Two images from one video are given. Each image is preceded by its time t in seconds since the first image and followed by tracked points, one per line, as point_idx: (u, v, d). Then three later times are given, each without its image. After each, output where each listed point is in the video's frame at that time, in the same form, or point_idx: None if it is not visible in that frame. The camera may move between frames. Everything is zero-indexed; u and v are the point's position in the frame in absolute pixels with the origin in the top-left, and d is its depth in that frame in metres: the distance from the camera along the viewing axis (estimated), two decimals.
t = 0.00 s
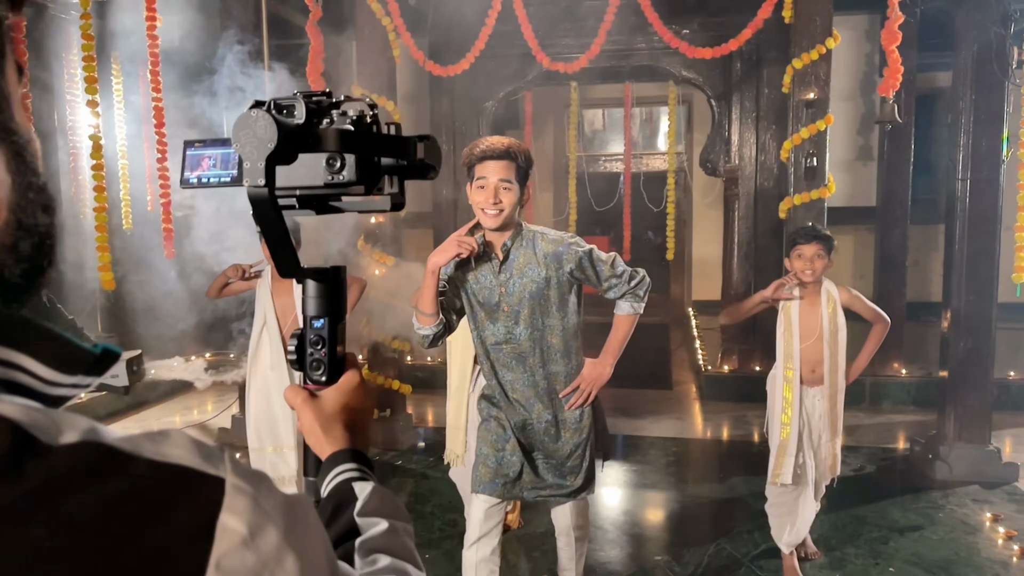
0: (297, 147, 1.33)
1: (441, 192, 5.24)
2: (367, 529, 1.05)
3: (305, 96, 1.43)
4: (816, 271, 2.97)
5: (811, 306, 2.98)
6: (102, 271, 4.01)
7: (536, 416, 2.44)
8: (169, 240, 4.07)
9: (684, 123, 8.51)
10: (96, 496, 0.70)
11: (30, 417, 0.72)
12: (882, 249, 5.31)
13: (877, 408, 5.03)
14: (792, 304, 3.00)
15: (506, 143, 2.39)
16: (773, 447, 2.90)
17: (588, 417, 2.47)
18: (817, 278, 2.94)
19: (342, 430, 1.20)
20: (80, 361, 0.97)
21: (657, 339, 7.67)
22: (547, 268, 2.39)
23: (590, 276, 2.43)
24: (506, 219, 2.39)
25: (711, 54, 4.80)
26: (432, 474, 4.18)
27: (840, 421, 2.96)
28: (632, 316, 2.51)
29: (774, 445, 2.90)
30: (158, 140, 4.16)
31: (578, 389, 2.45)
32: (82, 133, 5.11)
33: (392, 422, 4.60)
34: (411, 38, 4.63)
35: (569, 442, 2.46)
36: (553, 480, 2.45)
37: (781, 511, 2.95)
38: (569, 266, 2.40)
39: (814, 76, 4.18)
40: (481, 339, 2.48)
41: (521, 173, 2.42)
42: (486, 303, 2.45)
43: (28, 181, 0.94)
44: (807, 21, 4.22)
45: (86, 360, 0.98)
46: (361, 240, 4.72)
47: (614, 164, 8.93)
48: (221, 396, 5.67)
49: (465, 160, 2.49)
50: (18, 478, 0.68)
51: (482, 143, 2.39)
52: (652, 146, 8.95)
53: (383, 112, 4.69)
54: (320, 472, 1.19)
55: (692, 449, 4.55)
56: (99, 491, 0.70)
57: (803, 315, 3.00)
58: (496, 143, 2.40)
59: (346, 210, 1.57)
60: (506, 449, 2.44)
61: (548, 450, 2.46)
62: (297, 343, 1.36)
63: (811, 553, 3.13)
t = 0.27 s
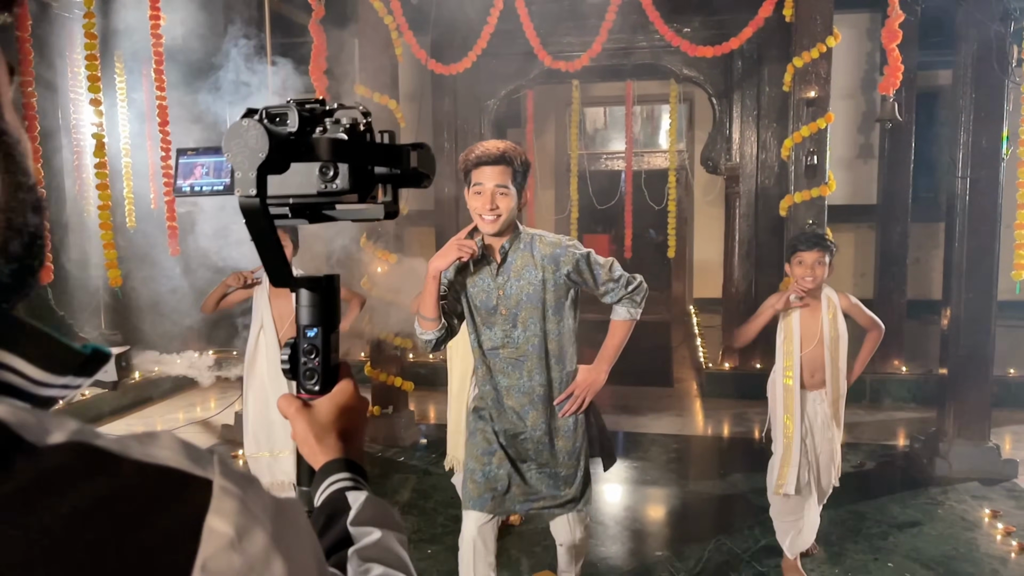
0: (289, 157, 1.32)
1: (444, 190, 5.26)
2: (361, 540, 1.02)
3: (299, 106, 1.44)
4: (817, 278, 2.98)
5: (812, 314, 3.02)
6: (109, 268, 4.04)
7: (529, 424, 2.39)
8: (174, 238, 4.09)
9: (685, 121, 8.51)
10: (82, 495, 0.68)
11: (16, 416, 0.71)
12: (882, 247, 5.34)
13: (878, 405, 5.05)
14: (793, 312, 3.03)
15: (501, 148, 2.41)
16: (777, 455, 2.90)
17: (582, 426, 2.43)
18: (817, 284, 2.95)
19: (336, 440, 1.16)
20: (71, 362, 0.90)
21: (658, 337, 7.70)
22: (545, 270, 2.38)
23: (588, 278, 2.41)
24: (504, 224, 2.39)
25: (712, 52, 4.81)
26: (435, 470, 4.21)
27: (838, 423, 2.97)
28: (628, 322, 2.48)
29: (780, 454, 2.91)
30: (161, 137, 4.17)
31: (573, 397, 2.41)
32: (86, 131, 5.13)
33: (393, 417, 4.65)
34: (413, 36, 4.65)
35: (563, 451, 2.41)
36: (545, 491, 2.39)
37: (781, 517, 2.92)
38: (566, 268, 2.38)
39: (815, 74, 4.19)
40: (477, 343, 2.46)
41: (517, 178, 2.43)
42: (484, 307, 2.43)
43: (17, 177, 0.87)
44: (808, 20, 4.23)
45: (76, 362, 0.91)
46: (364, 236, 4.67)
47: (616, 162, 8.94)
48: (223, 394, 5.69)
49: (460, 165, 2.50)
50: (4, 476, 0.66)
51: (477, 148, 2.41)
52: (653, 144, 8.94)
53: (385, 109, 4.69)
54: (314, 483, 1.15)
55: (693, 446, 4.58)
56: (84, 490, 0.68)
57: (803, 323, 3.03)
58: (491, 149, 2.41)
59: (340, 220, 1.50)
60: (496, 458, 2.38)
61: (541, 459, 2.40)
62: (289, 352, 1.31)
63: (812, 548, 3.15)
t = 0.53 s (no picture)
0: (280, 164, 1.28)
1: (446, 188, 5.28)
2: (354, 548, 1.03)
3: (291, 111, 1.46)
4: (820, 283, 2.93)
5: (813, 318, 3.04)
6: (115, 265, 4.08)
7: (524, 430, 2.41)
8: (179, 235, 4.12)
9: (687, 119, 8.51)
10: (80, 498, 0.71)
11: (9, 423, 0.74)
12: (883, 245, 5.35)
13: (878, 402, 5.07)
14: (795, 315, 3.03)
15: (500, 155, 2.39)
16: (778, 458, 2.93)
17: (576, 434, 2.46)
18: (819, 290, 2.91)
19: (329, 446, 1.16)
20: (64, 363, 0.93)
21: (660, 334, 7.72)
22: (543, 274, 2.40)
23: (586, 285, 2.43)
24: (502, 231, 2.39)
25: (713, 50, 4.83)
26: (438, 466, 4.24)
27: (840, 419, 3.02)
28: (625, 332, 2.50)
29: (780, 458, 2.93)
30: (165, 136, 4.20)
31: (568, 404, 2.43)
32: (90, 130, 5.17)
33: (396, 414, 4.70)
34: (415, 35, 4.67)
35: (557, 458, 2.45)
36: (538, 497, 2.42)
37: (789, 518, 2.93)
38: (565, 273, 2.40)
39: (815, 72, 4.21)
40: (474, 348, 2.49)
41: (516, 185, 2.43)
42: (483, 311, 2.46)
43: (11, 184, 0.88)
44: (809, 18, 4.22)
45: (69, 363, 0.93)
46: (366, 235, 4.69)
47: (617, 160, 8.95)
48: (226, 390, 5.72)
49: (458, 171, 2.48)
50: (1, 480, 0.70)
51: (476, 155, 2.39)
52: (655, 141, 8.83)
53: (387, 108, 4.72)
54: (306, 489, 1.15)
55: (694, 442, 4.61)
56: (79, 494, 0.72)
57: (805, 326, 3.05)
58: (489, 155, 2.40)
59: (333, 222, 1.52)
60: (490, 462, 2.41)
61: (535, 466, 2.43)
62: (283, 358, 1.29)
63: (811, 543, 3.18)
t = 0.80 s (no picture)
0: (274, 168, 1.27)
1: (448, 186, 5.30)
2: (349, 555, 1.06)
3: (284, 113, 1.42)
4: (823, 275, 2.98)
5: (818, 311, 3.06)
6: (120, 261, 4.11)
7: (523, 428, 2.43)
8: (183, 233, 4.15)
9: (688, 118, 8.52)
10: (79, 501, 0.73)
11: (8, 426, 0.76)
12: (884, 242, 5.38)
13: (878, 399, 5.10)
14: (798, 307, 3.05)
15: (499, 154, 2.43)
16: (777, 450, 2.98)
17: (574, 431, 2.48)
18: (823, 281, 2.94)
19: (323, 452, 1.18)
20: (60, 366, 0.95)
21: (661, 332, 7.74)
22: (544, 270, 2.42)
23: (585, 282, 2.45)
24: (502, 231, 2.42)
25: (713, 49, 4.85)
26: (440, 462, 4.27)
27: (842, 413, 3.03)
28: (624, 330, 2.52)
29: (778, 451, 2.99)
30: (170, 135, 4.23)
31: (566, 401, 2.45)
32: (95, 128, 5.20)
33: (398, 410, 4.73)
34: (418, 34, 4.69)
35: (556, 455, 2.47)
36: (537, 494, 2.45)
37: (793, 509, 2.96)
38: (564, 270, 2.42)
39: (815, 71, 4.23)
40: (475, 344, 2.51)
41: (516, 183, 2.47)
42: (484, 309, 2.48)
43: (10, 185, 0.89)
44: (809, 18, 4.24)
45: (66, 366, 0.96)
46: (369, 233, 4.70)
47: (619, 158, 8.97)
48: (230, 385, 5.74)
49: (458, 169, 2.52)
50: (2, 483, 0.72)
51: (476, 153, 2.42)
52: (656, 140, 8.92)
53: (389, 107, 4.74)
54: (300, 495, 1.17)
55: (694, 439, 4.63)
56: (78, 497, 0.74)
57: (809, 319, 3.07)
58: (489, 154, 2.44)
59: (326, 228, 1.50)
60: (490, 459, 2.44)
61: (534, 463, 2.46)
62: (275, 364, 1.32)
63: (820, 549, 3.13)
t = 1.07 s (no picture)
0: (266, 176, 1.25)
1: (451, 184, 5.32)
2: (345, 559, 1.03)
3: (278, 116, 1.37)
4: (826, 266, 2.99)
5: (821, 300, 3.05)
6: (126, 259, 4.15)
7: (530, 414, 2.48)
8: (188, 230, 4.18)
9: (690, 116, 8.55)
10: (79, 499, 0.73)
11: (11, 424, 0.75)
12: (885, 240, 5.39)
13: (878, 397, 5.12)
14: (801, 297, 3.06)
15: (500, 146, 2.46)
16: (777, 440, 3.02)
17: (579, 417, 2.51)
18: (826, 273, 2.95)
19: (318, 456, 1.16)
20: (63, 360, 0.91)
21: (662, 330, 7.77)
22: (545, 261, 2.44)
23: (588, 272, 2.49)
24: (504, 223, 2.46)
25: (714, 48, 4.87)
26: (443, 457, 4.30)
27: (844, 405, 3.06)
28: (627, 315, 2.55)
29: (778, 440, 3.03)
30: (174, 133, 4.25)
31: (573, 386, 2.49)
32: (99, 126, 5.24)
33: (401, 407, 4.77)
34: (421, 33, 4.72)
35: (563, 441, 2.49)
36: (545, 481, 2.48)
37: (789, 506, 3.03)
38: (566, 260, 2.45)
39: (816, 70, 4.25)
40: (480, 336, 2.54)
41: (517, 176, 2.49)
42: (489, 300, 2.49)
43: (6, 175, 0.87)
44: (810, 17, 4.28)
45: (69, 360, 0.92)
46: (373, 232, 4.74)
47: (621, 157, 8.99)
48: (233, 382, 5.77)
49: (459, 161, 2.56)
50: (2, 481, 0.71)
51: (477, 146, 2.45)
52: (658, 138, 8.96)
53: (392, 106, 4.76)
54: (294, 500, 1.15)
55: (696, 436, 4.66)
56: (80, 495, 0.73)
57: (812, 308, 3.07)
58: (490, 147, 2.47)
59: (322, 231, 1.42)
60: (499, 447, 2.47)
61: (541, 449, 2.49)
62: (269, 368, 1.27)
63: (820, 549, 3.12)
